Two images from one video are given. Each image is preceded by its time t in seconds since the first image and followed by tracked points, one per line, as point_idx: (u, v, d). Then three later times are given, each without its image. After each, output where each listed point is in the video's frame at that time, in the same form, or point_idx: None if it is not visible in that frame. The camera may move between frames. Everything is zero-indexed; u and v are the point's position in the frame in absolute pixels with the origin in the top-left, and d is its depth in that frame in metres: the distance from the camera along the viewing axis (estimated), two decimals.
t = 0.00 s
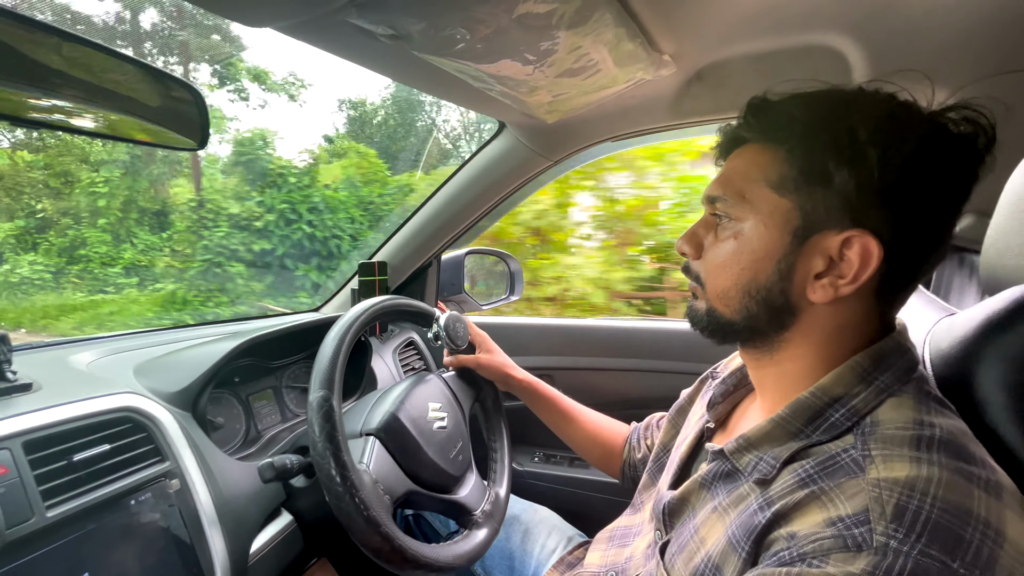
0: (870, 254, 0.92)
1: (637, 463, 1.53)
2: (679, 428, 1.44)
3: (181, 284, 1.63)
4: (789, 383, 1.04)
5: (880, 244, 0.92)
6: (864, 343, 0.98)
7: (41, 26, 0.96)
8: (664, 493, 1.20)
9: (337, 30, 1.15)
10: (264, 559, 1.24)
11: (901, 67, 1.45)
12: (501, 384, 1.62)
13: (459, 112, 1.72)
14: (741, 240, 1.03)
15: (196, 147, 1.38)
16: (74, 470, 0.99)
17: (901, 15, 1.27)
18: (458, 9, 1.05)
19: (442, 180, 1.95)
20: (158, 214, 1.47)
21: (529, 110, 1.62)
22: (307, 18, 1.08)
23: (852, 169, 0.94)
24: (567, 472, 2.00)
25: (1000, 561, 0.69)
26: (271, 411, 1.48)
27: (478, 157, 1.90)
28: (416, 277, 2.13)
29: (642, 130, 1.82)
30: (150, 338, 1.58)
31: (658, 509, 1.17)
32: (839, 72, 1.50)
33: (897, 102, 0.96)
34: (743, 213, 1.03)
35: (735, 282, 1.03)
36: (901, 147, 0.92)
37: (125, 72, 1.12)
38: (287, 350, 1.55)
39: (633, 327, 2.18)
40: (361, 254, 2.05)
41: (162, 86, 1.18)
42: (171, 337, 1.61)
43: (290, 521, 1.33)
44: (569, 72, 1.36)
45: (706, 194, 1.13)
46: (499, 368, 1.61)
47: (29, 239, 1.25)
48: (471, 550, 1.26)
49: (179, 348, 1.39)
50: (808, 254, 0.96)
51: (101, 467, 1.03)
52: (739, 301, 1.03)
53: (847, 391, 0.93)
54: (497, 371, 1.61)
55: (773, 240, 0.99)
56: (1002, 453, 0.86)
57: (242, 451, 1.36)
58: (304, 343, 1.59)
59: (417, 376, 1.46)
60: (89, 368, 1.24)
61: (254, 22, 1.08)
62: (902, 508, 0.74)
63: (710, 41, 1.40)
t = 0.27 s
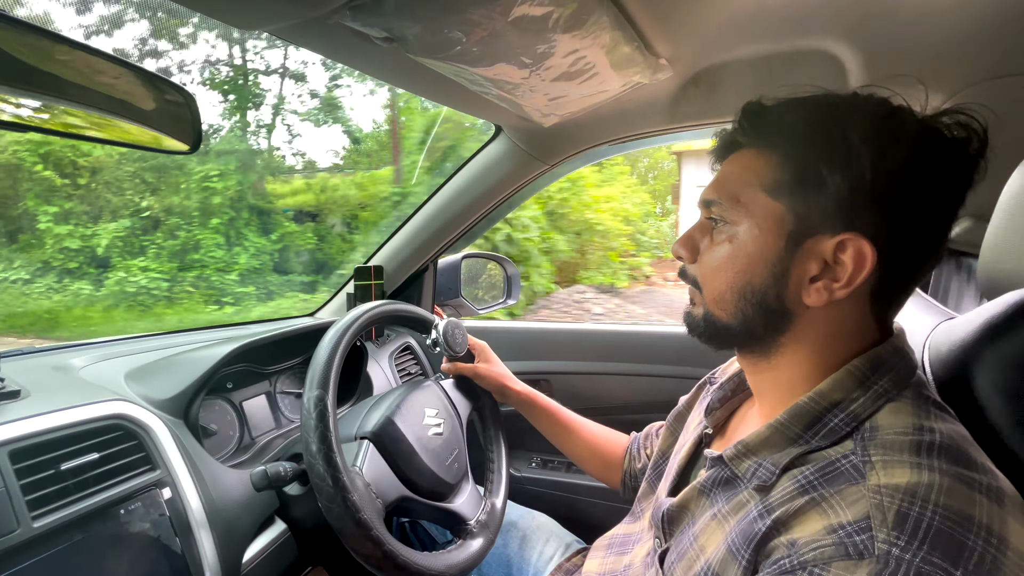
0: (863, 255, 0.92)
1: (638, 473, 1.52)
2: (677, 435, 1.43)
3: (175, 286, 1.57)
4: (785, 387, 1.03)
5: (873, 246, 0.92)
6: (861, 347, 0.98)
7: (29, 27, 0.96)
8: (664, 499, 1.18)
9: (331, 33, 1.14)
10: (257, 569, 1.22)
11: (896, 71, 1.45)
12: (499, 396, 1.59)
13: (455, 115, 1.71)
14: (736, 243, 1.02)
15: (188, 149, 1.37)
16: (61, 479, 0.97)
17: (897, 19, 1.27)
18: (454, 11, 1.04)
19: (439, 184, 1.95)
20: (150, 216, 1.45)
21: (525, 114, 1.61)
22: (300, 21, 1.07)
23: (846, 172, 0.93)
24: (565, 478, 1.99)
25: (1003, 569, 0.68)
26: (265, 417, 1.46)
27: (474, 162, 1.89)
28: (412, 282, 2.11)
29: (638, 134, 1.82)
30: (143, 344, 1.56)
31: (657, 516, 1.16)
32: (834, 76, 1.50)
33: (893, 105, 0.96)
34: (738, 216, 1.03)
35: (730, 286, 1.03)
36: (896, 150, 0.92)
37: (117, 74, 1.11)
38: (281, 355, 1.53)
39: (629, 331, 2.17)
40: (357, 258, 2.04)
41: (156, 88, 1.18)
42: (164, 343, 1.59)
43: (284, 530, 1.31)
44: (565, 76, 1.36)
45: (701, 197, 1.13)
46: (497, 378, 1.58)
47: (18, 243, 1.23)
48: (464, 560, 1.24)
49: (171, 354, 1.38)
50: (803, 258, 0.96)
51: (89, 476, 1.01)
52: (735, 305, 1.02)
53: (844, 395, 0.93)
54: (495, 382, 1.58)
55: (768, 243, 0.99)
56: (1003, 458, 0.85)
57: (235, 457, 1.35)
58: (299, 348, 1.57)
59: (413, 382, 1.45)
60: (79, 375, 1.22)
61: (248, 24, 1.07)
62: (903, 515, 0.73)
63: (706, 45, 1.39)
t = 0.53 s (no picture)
0: (859, 259, 0.91)
1: (637, 480, 1.50)
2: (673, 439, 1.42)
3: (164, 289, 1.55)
4: (781, 391, 1.02)
5: (868, 249, 0.91)
6: (857, 350, 0.97)
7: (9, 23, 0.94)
8: (660, 504, 1.17)
9: (323, 34, 1.12)
10: None
11: (892, 73, 1.44)
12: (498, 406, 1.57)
13: (449, 117, 1.70)
14: (731, 246, 1.01)
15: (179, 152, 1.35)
16: (46, 489, 0.95)
17: (892, 21, 1.26)
18: (447, 12, 1.03)
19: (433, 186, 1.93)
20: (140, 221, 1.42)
21: (518, 115, 1.60)
22: (289, 21, 1.06)
23: (841, 175, 0.93)
24: (561, 482, 1.97)
25: None
26: (257, 422, 1.44)
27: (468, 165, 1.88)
28: (407, 285, 2.10)
29: (633, 136, 1.81)
30: (133, 348, 1.54)
31: (653, 522, 1.15)
32: (829, 78, 1.50)
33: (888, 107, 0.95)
34: (733, 219, 1.02)
35: (725, 289, 1.02)
36: (889, 152, 0.91)
37: (105, 74, 1.10)
38: (273, 360, 1.51)
39: (625, 334, 2.16)
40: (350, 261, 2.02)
41: (144, 89, 1.17)
42: (154, 347, 1.57)
43: (276, 538, 1.29)
44: (560, 77, 1.35)
45: (696, 200, 1.12)
46: (496, 388, 1.56)
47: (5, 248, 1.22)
48: (455, 569, 1.22)
49: (161, 359, 1.36)
50: (797, 260, 0.95)
51: (74, 486, 0.99)
52: (730, 308, 1.01)
53: (842, 400, 0.92)
54: (494, 392, 1.56)
55: (762, 246, 0.98)
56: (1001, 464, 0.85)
57: (226, 464, 1.33)
58: (292, 352, 1.55)
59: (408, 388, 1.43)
60: (66, 381, 1.20)
61: (238, 25, 1.05)
62: (903, 522, 0.72)
63: (701, 46, 1.38)
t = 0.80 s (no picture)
0: (852, 256, 0.91)
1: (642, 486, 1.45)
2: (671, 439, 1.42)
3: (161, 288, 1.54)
4: (778, 391, 1.03)
5: (860, 247, 0.91)
6: (853, 349, 0.97)
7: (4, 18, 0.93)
8: (658, 503, 1.18)
9: (325, 32, 1.12)
10: None
11: (888, 75, 1.45)
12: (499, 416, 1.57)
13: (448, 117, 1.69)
14: (727, 246, 1.02)
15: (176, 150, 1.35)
16: (43, 490, 0.94)
17: (890, 23, 1.27)
18: (450, 11, 1.03)
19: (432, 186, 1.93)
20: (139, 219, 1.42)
21: (518, 115, 1.60)
22: (292, 20, 1.06)
23: (832, 176, 0.93)
24: (558, 481, 1.97)
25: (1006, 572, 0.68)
26: (255, 421, 1.44)
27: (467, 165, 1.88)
28: (405, 284, 2.09)
29: (632, 136, 1.81)
30: (129, 347, 1.53)
31: (651, 521, 1.15)
32: (827, 79, 1.51)
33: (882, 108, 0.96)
34: (728, 220, 1.02)
35: (721, 289, 1.02)
36: (878, 152, 0.92)
37: (102, 71, 1.09)
38: (271, 360, 1.50)
39: (622, 333, 2.16)
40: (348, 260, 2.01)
41: (142, 88, 1.16)
42: (151, 346, 1.56)
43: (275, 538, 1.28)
44: (561, 77, 1.35)
45: (691, 202, 1.12)
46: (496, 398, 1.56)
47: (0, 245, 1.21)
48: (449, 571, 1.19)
49: (157, 359, 1.35)
50: (792, 260, 0.95)
51: (71, 486, 0.98)
52: (726, 308, 1.02)
53: (841, 398, 0.92)
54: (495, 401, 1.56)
55: (757, 246, 0.98)
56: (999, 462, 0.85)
57: (224, 464, 1.32)
58: (290, 352, 1.55)
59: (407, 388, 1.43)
60: (62, 381, 1.19)
61: (240, 21, 1.05)
62: (905, 520, 0.73)
63: (701, 47, 1.39)
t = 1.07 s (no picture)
0: (847, 251, 0.91)
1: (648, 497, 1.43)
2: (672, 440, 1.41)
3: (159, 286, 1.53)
4: (778, 389, 1.02)
5: (855, 242, 0.91)
6: (854, 346, 0.97)
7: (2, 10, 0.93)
8: (658, 502, 1.17)
9: (327, 27, 1.11)
10: None
11: (889, 74, 1.46)
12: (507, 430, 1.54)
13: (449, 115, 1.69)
14: (725, 244, 1.02)
15: (173, 147, 1.34)
16: (38, 490, 0.93)
17: (891, 23, 1.28)
18: (453, 6, 1.02)
19: (432, 185, 1.92)
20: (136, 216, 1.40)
21: (519, 113, 1.59)
22: (294, 13, 1.05)
23: (824, 172, 0.93)
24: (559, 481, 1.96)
25: (1013, 569, 0.68)
26: (253, 421, 1.43)
27: (468, 166, 1.87)
28: (404, 284, 2.09)
29: (632, 135, 1.81)
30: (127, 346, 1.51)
31: (652, 521, 1.14)
32: (827, 79, 1.51)
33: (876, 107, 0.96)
34: (725, 218, 1.02)
35: (719, 286, 1.02)
36: (871, 148, 0.92)
37: (99, 66, 1.09)
38: (269, 359, 1.49)
39: (622, 333, 2.15)
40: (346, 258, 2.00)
41: (140, 83, 1.16)
42: (148, 344, 1.54)
43: (274, 539, 1.27)
44: (563, 75, 1.34)
45: (689, 202, 1.12)
46: (504, 412, 1.53)
47: None
48: None
49: (155, 358, 1.34)
50: (787, 257, 0.95)
51: (67, 486, 0.97)
52: (724, 305, 1.02)
53: (844, 395, 0.92)
54: (502, 415, 1.53)
55: (753, 244, 0.99)
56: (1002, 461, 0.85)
57: (222, 465, 1.31)
58: (289, 352, 1.54)
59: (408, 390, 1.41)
60: (58, 380, 1.17)
61: (242, 15, 1.04)
62: (910, 517, 0.72)
63: (702, 46, 1.39)
